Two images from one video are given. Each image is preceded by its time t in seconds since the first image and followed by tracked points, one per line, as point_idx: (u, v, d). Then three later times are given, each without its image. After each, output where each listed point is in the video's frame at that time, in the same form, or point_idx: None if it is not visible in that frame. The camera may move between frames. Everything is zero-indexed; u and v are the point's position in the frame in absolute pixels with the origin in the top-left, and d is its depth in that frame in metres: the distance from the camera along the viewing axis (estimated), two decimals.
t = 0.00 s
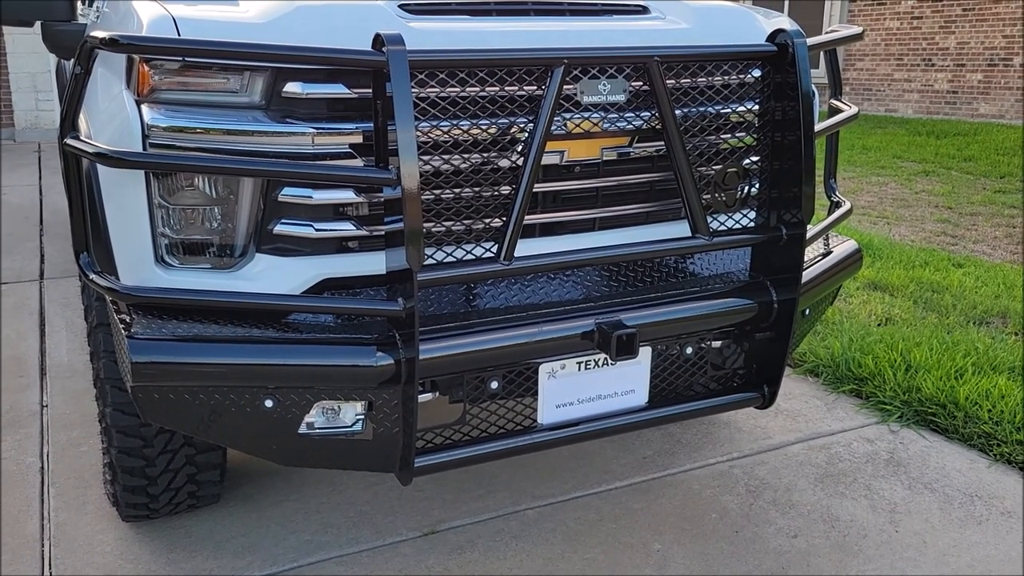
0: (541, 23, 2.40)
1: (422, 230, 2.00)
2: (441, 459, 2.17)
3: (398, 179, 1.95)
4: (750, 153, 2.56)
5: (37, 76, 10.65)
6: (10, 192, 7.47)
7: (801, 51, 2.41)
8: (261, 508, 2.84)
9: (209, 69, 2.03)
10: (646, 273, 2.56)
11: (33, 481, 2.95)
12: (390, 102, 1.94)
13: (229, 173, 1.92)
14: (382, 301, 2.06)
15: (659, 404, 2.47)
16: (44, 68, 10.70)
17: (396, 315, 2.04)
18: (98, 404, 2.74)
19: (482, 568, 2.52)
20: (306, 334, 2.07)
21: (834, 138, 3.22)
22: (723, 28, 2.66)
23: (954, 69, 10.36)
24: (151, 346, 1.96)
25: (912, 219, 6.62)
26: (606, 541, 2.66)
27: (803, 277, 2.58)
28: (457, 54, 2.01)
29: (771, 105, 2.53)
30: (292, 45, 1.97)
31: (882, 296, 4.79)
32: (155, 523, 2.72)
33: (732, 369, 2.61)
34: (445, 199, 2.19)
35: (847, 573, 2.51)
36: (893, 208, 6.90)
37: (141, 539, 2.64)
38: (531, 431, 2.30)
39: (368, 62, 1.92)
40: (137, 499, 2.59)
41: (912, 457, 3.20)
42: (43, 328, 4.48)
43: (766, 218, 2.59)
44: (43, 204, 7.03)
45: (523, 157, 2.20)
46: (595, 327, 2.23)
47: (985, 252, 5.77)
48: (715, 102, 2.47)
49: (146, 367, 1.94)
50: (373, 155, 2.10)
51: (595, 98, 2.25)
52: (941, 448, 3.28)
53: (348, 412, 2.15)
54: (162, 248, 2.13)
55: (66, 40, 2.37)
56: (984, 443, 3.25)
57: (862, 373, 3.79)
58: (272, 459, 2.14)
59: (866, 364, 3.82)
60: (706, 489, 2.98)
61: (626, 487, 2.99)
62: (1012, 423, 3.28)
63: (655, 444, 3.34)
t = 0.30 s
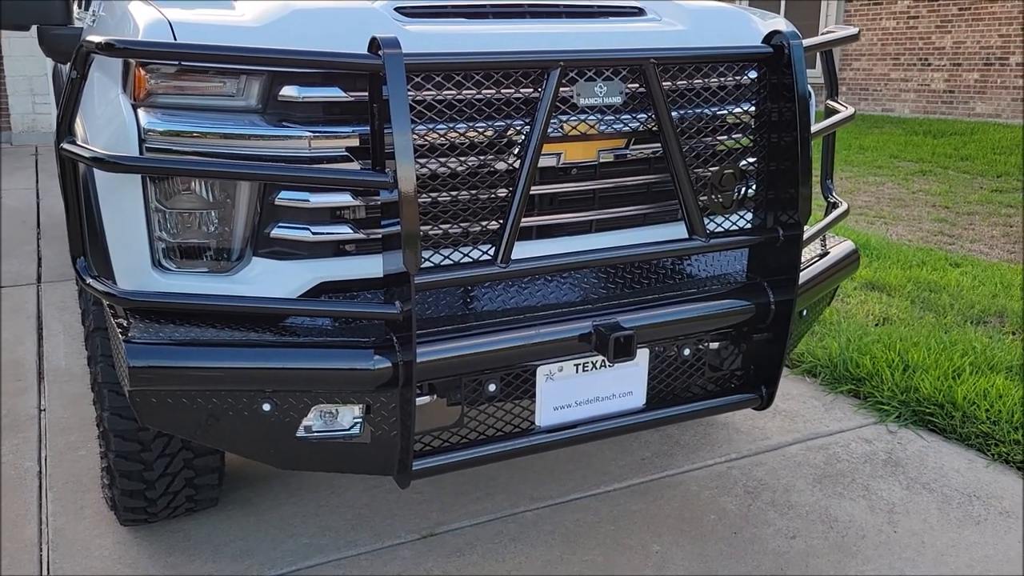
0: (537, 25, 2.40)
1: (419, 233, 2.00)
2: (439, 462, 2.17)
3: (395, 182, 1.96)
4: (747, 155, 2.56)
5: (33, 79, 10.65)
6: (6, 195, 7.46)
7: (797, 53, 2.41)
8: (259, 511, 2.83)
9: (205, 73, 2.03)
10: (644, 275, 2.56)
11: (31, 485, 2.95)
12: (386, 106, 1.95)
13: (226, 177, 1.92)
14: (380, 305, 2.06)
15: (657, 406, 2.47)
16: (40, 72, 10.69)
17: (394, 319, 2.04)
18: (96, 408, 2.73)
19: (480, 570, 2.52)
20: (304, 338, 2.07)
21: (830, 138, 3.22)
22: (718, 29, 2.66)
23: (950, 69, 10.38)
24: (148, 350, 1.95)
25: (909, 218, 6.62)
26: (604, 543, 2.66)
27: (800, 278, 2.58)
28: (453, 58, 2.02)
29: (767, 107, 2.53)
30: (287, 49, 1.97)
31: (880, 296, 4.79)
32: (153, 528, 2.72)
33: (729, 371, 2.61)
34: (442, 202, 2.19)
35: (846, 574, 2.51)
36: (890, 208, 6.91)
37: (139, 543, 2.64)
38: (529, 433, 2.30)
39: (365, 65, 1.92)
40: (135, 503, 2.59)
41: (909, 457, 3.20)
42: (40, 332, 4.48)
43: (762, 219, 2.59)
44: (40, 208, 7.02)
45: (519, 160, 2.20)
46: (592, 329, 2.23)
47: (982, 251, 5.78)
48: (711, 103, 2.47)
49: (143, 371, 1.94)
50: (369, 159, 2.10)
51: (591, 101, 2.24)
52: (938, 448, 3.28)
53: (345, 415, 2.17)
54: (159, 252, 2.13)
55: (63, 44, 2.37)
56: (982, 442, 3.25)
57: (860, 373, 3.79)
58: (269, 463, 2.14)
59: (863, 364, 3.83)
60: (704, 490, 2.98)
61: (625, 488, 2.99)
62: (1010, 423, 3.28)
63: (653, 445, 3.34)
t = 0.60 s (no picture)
0: (531, 25, 2.41)
1: (413, 233, 2.00)
2: (435, 462, 2.17)
3: (389, 183, 1.95)
4: (741, 154, 2.56)
5: (28, 81, 10.64)
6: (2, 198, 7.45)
7: (791, 51, 2.41)
8: (255, 513, 2.83)
9: (199, 74, 2.03)
10: (639, 274, 2.56)
11: (26, 488, 2.94)
12: (380, 107, 1.95)
13: (219, 178, 1.92)
14: (374, 305, 2.06)
15: (652, 405, 2.47)
16: (36, 74, 10.67)
17: (388, 319, 2.04)
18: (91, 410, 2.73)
19: (476, 571, 2.52)
20: (299, 339, 2.06)
21: (825, 137, 3.23)
22: (713, 29, 2.66)
23: (946, 68, 10.40)
24: (143, 352, 1.95)
25: (905, 217, 6.63)
26: (601, 542, 2.66)
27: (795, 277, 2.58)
28: (446, 58, 2.01)
29: (761, 106, 2.53)
30: (280, 50, 1.97)
31: (876, 295, 4.80)
32: (149, 530, 2.71)
33: (725, 370, 2.62)
34: (436, 202, 2.19)
35: (842, 573, 2.51)
36: (886, 207, 6.91)
37: (135, 545, 2.63)
38: (525, 433, 2.30)
39: (358, 66, 1.92)
40: (131, 505, 2.59)
41: (905, 455, 3.21)
42: (36, 334, 4.47)
43: (757, 218, 2.60)
44: (35, 211, 7.02)
45: (514, 160, 2.20)
46: (587, 329, 2.24)
47: (978, 250, 5.78)
48: (706, 102, 2.47)
49: (137, 374, 1.94)
50: (363, 160, 2.10)
51: (585, 100, 2.24)
52: (934, 446, 3.28)
53: (341, 416, 2.14)
54: (153, 254, 2.13)
55: (57, 46, 2.36)
56: (978, 440, 3.25)
57: (857, 372, 3.79)
58: (265, 464, 2.14)
59: (859, 363, 3.83)
60: (700, 489, 2.98)
61: (621, 488, 2.99)
62: (1005, 421, 3.28)
63: (650, 445, 3.34)
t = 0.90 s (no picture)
0: (524, 27, 2.42)
1: (406, 234, 2.01)
2: (428, 463, 2.18)
3: (381, 185, 1.96)
4: (733, 155, 2.58)
5: (22, 82, 10.63)
6: None
7: (782, 53, 2.42)
8: (249, 514, 2.83)
9: (191, 76, 2.03)
10: (632, 275, 2.56)
11: (20, 490, 2.94)
12: (371, 108, 1.95)
13: (212, 180, 1.93)
14: (367, 306, 2.07)
15: (645, 405, 2.48)
16: (30, 75, 10.65)
17: (381, 320, 2.04)
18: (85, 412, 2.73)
19: (470, 571, 2.52)
20: (292, 340, 2.07)
21: (817, 138, 3.24)
22: (704, 30, 2.67)
23: (939, 68, 10.43)
24: (136, 353, 1.95)
25: (899, 217, 6.65)
26: (595, 542, 2.67)
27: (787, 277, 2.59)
28: (438, 60, 2.02)
29: (752, 107, 2.55)
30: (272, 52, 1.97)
31: (869, 294, 4.82)
32: (143, 531, 2.71)
33: (718, 371, 2.62)
34: (429, 204, 2.19)
35: (834, 572, 2.52)
36: (880, 207, 6.93)
37: (129, 547, 2.63)
38: (518, 434, 2.31)
39: (350, 68, 1.92)
40: (125, 506, 2.59)
41: (898, 454, 3.22)
42: (30, 336, 4.47)
43: (749, 219, 2.61)
44: (29, 212, 7.01)
45: (506, 161, 2.21)
46: (580, 330, 2.24)
47: (971, 250, 5.81)
48: (697, 104, 2.48)
49: (130, 375, 1.94)
50: (356, 161, 2.10)
51: (577, 101, 2.25)
52: (927, 445, 3.30)
53: (334, 417, 2.17)
54: (146, 255, 2.13)
55: (50, 47, 2.37)
56: (970, 440, 3.27)
57: (849, 371, 3.81)
58: (258, 466, 2.14)
59: (852, 363, 3.84)
60: (694, 489, 2.99)
61: (615, 488, 3.00)
62: (997, 420, 3.30)
63: (643, 445, 3.35)
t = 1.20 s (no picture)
0: (522, 28, 2.43)
1: (406, 234, 2.02)
2: (428, 462, 2.19)
3: (381, 185, 1.97)
4: (730, 155, 2.59)
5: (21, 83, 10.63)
6: None
7: (779, 53, 2.44)
8: (249, 513, 2.84)
9: (192, 77, 2.04)
10: (630, 275, 2.58)
11: (20, 490, 2.94)
12: (371, 109, 1.96)
13: (212, 180, 1.94)
14: (367, 306, 2.08)
15: (644, 404, 2.49)
16: (29, 75, 10.64)
17: (381, 320, 2.06)
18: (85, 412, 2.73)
19: (470, 570, 2.53)
20: (292, 340, 2.08)
21: (814, 139, 3.25)
22: (702, 31, 2.69)
23: (937, 69, 10.45)
24: (137, 353, 1.96)
25: (897, 217, 6.67)
26: (593, 541, 2.68)
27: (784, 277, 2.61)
28: (437, 60, 2.03)
29: (749, 108, 2.56)
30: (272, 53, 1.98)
31: (867, 294, 4.83)
32: (144, 530, 2.72)
33: (716, 370, 2.64)
34: (428, 204, 2.21)
35: (832, 570, 2.54)
36: (878, 208, 6.95)
37: (130, 546, 2.64)
38: (517, 432, 2.32)
39: (350, 68, 1.94)
40: (126, 505, 2.60)
41: (895, 453, 3.23)
42: (29, 337, 4.47)
43: (747, 219, 2.62)
44: (28, 213, 7.01)
45: (505, 161, 2.22)
46: (579, 329, 2.25)
47: (968, 250, 5.83)
48: (695, 104, 2.49)
49: (132, 374, 1.95)
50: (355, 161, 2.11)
51: (575, 102, 2.27)
52: (924, 444, 3.31)
53: (334, 416, 2.18)
54: (147, 255, 2.14)
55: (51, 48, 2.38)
56: (967, 439, 3.28)
57: (847, 371, 3.82)
58: (259, 464, 2.15)
59: (850, 362, 3.86)
60: (692, 488, 3.01)
61: (614, 487, 3.01)
62: (994, 419, 3.31)
63: (642, 444, 3.36)
